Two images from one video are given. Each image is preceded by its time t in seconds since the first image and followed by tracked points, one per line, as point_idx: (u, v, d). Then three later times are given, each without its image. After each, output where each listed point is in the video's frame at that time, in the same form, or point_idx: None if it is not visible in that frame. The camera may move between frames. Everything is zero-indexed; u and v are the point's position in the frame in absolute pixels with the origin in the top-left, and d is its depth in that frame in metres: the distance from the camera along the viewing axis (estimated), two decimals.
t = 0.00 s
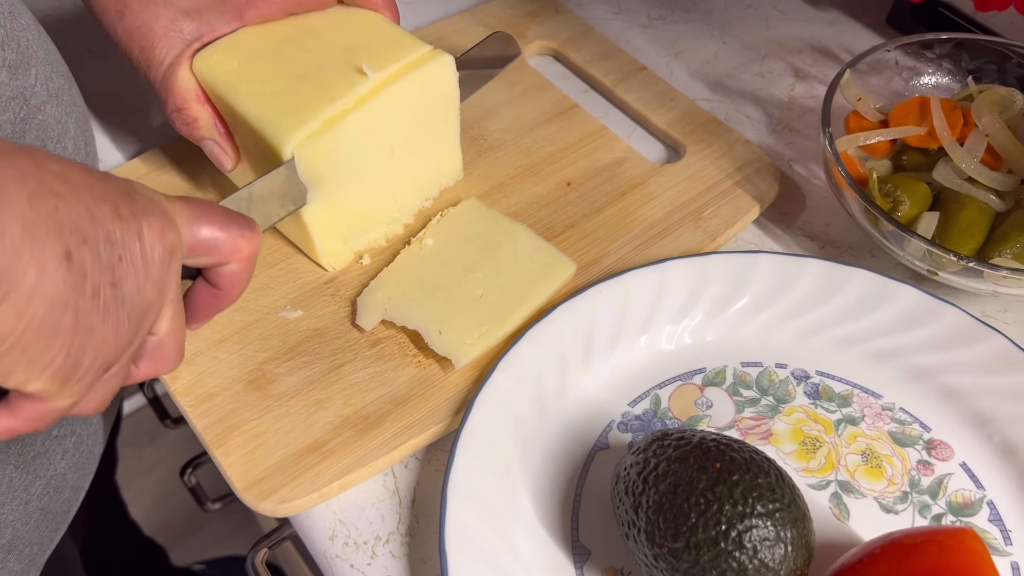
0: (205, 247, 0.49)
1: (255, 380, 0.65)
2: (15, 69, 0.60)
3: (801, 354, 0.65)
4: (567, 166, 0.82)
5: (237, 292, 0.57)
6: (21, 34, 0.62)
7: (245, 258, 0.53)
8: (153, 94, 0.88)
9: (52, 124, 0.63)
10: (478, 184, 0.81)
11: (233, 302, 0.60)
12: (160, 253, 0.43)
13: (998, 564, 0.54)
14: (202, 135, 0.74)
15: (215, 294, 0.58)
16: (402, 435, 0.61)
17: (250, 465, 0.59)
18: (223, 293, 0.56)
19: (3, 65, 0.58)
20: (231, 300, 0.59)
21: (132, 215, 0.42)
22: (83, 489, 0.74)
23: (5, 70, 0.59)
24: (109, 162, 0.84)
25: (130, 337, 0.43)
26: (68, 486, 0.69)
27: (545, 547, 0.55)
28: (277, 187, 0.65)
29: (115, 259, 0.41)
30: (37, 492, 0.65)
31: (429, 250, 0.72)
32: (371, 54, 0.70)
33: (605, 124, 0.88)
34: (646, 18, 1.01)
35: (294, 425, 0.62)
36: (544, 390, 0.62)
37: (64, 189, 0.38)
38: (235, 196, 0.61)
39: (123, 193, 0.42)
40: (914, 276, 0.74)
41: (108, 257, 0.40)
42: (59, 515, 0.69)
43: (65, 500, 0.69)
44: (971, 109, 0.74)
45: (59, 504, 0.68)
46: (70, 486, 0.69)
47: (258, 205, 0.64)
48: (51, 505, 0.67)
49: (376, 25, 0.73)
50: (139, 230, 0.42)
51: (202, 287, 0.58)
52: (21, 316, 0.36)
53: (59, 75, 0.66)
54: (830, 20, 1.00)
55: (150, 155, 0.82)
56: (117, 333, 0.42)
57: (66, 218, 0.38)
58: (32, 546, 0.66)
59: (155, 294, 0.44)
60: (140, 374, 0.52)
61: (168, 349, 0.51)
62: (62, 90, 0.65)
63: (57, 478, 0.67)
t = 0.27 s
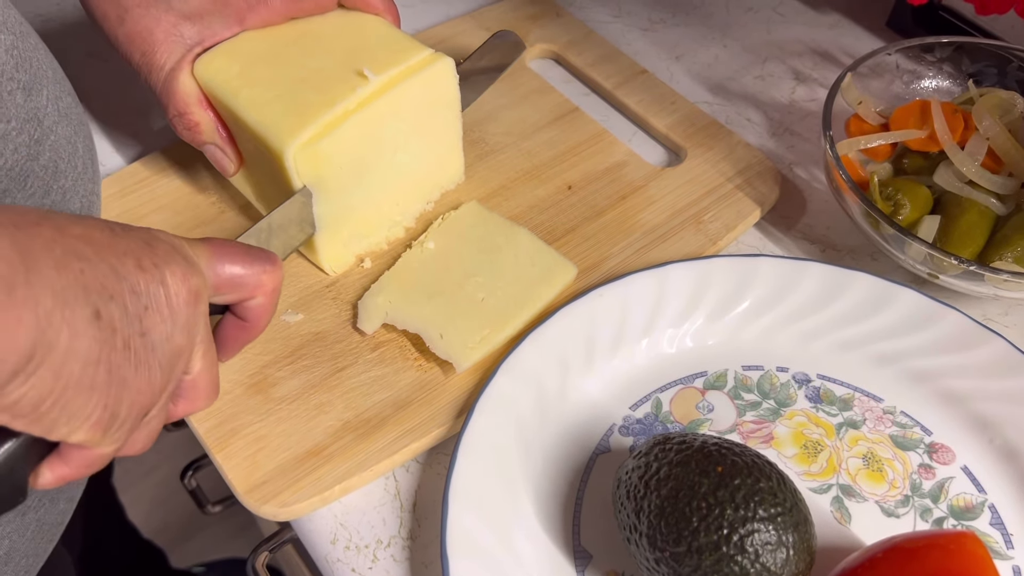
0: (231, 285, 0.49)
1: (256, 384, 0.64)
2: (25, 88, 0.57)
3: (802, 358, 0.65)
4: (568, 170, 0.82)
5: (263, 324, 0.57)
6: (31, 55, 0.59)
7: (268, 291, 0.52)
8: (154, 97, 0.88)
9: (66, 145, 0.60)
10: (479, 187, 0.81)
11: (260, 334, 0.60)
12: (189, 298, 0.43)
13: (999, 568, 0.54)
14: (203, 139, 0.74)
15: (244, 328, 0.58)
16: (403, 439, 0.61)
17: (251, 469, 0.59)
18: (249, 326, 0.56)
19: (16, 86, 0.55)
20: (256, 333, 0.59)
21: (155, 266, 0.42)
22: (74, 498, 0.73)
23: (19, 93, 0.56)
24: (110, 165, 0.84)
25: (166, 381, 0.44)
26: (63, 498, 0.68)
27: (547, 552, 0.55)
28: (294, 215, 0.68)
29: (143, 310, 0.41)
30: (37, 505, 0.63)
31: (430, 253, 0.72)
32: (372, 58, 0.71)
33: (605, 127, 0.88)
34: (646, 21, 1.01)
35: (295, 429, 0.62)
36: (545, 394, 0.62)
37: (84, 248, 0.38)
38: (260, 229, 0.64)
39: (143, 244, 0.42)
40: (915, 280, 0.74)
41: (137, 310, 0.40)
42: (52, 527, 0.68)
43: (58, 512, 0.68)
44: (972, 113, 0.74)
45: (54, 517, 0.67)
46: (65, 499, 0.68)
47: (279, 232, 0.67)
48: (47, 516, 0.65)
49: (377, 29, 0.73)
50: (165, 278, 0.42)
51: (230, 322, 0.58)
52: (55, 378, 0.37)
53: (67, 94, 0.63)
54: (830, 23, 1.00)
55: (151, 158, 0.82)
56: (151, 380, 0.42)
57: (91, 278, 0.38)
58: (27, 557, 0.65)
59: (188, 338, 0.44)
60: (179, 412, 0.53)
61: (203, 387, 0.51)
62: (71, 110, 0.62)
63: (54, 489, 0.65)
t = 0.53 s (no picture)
0: (266, 293, 0.52)
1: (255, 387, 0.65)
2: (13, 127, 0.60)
3: (801, 359, 0.66)
4: (567, 172, 0.82)
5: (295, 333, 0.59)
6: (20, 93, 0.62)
7: (300, 297, 0.55)
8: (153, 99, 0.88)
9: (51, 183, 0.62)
10: (478, 190, 0.81)
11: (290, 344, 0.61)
12: (229, 299, 0.46)
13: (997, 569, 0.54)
14: (202, 144, 0.74)
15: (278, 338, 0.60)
16: (402, 442, 0.61)
17: (251, 470, 0.59)
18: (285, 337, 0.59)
19: (4, 129, 0.58)
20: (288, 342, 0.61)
21: (198, 269, 0.45)
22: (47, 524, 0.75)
23: (6, 135, 0.58)
24: (109, 168, 0.84)
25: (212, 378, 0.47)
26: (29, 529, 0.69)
27: (546, 554, 0.55)
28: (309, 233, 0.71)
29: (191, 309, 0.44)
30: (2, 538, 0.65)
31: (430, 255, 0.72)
32: (370, 61, 0.71)
33: (604, 129, 0.88)
34: (645, 24, 1.01)
35: (294, 431, 0.62)
36: (544, 396, 0.62)
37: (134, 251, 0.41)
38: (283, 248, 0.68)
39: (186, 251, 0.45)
40: (913, 281, 0.74)
41: (185, 309, 0.43)
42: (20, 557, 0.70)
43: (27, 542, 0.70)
44: (970, 115, 0.74)
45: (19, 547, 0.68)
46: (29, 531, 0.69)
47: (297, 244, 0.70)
48: (13, 550, 0.67)
49: (374, 32, 0.74)
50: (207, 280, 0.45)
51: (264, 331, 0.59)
52: (114, 371, 0.40)
53: (53, 132, 0.66)
54: (829, 26, 1.00)
55: (151, 161, 0.82)
56: (198, 376, 0.45)
57: (143, 278, 0.41)
58: None
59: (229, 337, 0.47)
60: (222, 417, 0.56)
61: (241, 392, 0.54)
62: (55, 147, 0.65)
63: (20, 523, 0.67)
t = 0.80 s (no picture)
0: (276, 300, 0.53)
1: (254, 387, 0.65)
2: None
3: (799, 360, 0.66)
4: (566, 174, 0.82)
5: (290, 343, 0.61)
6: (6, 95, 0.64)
7: (311, 305, 0.56)
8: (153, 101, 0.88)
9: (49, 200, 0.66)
10: (476, 192, 0.81)
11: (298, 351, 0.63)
12: (238, 307, 0.47)
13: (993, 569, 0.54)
14: (203, 144, 0.75)
15: (286, 343, 0.61)
16: (400, 442, 0.61)
17: (250, 471, 0.59)
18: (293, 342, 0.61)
19: None
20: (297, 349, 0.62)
21: (208, 277, 0.45)
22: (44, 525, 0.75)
23: None
24: (109, 170, 0.85)
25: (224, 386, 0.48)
26: (26, 529, 0.70)
27: (544, 554, 0.55)
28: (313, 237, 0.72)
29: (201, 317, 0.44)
30: None
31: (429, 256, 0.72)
32: (368, 63, 0.71)
33: (602, 131, 0.88)
34: (643, 26, 1.02)
35: (293, 432, 0.62)
36: (542, 396, 0.62)
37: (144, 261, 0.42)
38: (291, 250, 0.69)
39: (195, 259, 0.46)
40: (910, 282, 0.74)
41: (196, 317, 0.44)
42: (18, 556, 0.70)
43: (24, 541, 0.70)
44: (966, 117, 0.75)
45: (17, 547, 0.69)
46: (27, 530, 0.69)
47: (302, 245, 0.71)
48: (10, 550, 0.68)
49: (374, 34, 0.74)
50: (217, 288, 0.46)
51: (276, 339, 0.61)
52: (126, 384, 0.40)
53: (41, 134, 0.68)
54: (826, 28, 1.00)
55: (151, 162, 0.82)
56: (213, 384, 0.46)
57: (152, 289, 0.41)
58: None
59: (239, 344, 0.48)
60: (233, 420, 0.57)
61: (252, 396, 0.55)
62: (42, 149, 0.67)
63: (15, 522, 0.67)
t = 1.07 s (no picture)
0: (309, 332, 0.51)
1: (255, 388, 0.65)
2: None
3: (797, 360, 0.66)
4: (565, 175, 0.83)
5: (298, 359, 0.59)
6: None
7: (332, 333, 0.53)
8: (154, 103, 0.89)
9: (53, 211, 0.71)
10: (475, 193, 0.82)
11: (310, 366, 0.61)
12: (262, 368, 0.44)
13: (990, 567, 0.55)
14: (203, 144, 0.75)
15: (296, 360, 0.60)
16: (401, 442, 0.62)
17: (251, 470, 0.60)
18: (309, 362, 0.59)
19: None
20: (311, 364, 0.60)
21: (228, 338, 0.42)
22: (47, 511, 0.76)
23: None
24: (111, 172, 0.85)
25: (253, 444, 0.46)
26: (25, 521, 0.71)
27: (544, 552, 0.56)
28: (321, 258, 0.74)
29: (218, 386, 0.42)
30: None
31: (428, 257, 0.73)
32: (368, 65, 0.72)
33: (601, 133, 0.89)
34: (642, 29, 1.02)
35: (294, 432, 0.62)
36: (541, 396, 0.62)
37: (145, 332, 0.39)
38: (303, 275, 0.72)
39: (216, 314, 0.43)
40: (908, 283, 0.75)
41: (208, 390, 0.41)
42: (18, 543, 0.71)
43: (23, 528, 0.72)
44: (963, 118, 0.75)
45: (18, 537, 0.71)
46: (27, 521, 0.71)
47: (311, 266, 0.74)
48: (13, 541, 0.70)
49: (375, 37, 0.75)
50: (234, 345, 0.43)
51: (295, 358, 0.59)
52: (118, 479, 0.39)
53: (26, 118, 0.70)
54: (824, 31, 1.01)
55: (153, 164, 0.83)
56: (230, 457, 0.44)
57: (148, 380, 0.39)
58: None
59: (266, 396, 0.46)
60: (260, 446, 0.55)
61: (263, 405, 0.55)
62: (27, 132, 0.69)
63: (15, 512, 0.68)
